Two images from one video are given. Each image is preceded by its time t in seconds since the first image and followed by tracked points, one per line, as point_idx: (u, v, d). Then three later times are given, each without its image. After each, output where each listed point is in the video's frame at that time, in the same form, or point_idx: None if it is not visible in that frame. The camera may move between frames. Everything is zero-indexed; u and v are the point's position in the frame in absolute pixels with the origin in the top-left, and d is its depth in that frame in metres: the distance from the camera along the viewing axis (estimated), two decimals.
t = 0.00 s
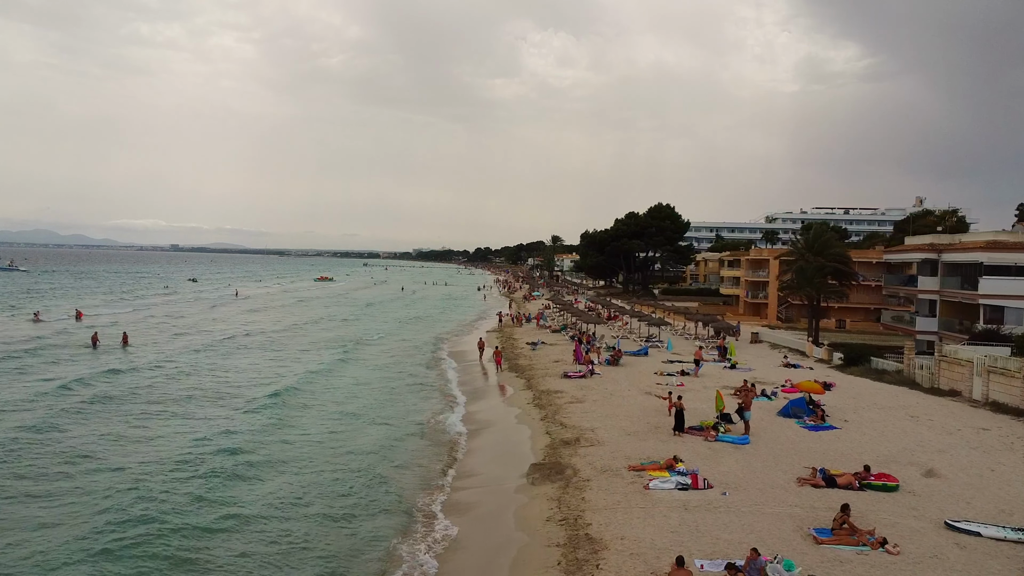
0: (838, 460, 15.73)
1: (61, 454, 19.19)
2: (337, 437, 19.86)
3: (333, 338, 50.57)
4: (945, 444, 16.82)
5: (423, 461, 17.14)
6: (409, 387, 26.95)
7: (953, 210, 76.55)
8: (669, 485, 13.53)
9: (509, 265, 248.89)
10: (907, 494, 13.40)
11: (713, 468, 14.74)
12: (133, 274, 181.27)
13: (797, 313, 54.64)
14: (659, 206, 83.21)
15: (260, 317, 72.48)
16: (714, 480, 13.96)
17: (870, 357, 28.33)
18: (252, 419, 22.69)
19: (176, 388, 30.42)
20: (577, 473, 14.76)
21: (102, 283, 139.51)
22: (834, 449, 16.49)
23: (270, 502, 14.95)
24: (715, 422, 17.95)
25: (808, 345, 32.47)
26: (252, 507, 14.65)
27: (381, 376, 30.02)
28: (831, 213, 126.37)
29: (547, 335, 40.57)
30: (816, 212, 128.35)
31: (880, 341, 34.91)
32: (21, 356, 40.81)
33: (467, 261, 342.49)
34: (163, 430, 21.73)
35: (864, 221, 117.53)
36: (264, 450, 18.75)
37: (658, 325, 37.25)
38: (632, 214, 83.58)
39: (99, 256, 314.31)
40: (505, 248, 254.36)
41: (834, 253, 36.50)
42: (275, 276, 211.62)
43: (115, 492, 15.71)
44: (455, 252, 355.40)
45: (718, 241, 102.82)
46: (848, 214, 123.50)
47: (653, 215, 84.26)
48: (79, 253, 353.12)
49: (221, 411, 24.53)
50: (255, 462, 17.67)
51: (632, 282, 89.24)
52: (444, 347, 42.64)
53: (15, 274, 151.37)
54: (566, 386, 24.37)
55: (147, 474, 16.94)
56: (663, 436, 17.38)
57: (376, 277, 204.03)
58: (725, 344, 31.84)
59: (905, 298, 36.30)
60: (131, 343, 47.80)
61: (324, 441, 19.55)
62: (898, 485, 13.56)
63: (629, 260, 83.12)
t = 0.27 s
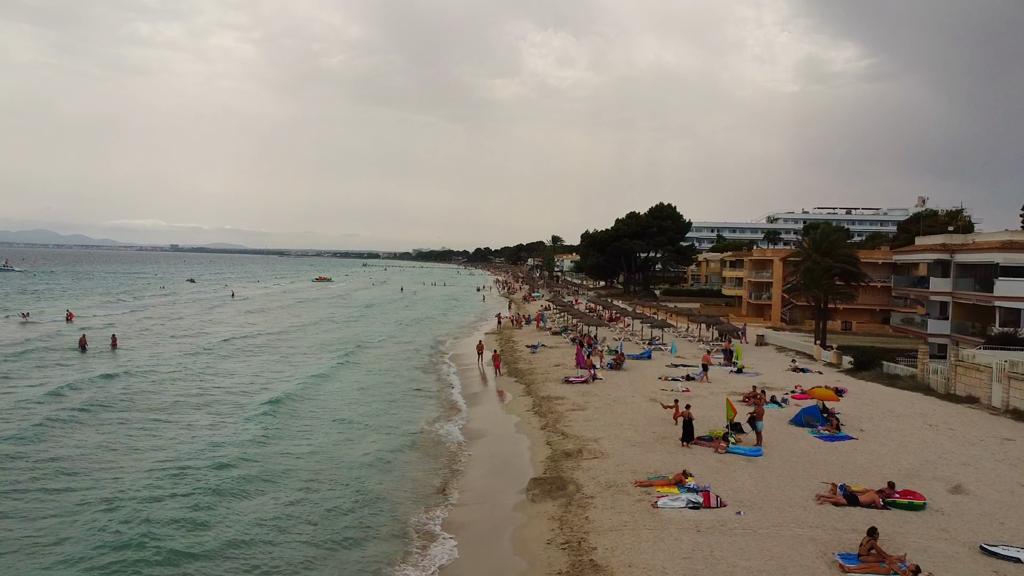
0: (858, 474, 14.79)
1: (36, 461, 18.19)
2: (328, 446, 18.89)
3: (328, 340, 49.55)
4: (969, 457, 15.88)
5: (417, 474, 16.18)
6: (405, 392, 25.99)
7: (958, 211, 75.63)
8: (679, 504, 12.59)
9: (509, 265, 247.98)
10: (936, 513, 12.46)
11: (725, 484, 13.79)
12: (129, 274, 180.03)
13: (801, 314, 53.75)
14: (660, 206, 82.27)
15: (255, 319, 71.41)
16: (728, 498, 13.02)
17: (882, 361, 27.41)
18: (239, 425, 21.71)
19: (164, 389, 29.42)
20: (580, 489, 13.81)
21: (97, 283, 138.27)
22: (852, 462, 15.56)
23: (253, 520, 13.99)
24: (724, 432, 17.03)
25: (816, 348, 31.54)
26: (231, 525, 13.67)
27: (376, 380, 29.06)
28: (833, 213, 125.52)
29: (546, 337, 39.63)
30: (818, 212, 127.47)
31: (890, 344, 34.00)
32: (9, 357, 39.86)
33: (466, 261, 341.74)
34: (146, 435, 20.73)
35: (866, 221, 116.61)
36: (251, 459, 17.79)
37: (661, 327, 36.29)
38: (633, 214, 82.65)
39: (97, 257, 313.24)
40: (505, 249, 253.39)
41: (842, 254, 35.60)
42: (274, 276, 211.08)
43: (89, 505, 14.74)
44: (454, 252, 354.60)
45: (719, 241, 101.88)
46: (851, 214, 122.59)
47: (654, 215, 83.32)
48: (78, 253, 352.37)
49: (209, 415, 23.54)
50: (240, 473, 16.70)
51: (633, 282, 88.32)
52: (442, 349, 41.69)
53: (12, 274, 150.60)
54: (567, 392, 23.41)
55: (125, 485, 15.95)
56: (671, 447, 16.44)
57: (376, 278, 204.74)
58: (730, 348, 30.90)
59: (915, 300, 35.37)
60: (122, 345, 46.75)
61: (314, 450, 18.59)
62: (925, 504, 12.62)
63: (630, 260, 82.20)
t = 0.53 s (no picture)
0: (876, 486, 14.00)
1: (12, 473, 17.33)
2: (318, 456, 18.07)
3: (324, 342, 48.69)
4: (992, 468, 15.07)
5: (410, 487, 15.37)
6: (400, 397, 25.16)
7: (962, 210, 74.85)
8: (688, 522, 11.77)
9: (508, 265, 247.19)
10: (963, 532, 11.64)
11: (737, 499, 12.98)
12: (127, 275, 178.97)
13: (804, 316, 53.02)
14: (661, 205, 81.48)
15: (252, 321, 70.52)
16: (740, 514, 12.22)
17: (892, 365, 26.65)
18: (227, 433, 20.86)
19: (152, 393, 28.53)
20: (583, 504, 13.00)
21: (93, 284, 137.20)
22: (869, 474, 14.76)
23: (235, 538, 13.18)
24: (733, 442, 16.24)
25: (823, 351, 30.76)
26: (212, 543, 12.84)
27: (371, 384, 28.24)
28: (834, 213, 124.81)
29: (546, 339, 38.85)
30: (819, 212, 126.82)
31: (898, 347, 33.26)
32: None
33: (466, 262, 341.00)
34: (130, 444, 19.88)
35: (868, 221, 115.87)
36: (237, 470, 16.96)
37: (664, 329, 35.48)
38: (634, 214, 81.89)
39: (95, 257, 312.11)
40: (505, 249, 252.50)
41: (849, 254, 34.85)
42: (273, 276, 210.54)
43: (64, 522, 13.90)
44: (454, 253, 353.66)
45: (720, 241, 101.13)
46: (852, 214, 121.87)
47: (655, 215, 82.53)
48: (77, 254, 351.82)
49: (196, 421, 22.67)
50: (225, 485, 15.87)
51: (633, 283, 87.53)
52: (440, 352, 40.90)
53: (9, 275, 149.91)
54: (568, 397, 22.59)
55: (103, 500, 15.11)
56: (677, 457, 15.63)
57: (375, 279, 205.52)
58: (736, 350, 30.12)
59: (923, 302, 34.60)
60: (113, 347, 45.82)
61: (303, 460, 17.76)
62: (951, 522, 11.78)
63: (630, 261, 81.44)
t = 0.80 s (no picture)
0: (897, 500, 13.22)
1: None
2: (309, 467, 17.28)
3: (320, 345, 47.86)
4: (1017, 480, 14.31)
5: (405, 500, 14.61)
6: (396, 403, 24.36)
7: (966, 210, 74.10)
8: (700, 541, 10.98)
9: (508, 265, 246.37)
10: (994, 551, 10.87)
11: (750, 515, 12.21)
12: (125, 275, 178.06)
13: (808, 316, 52.26)
14: (662, 205, 80.71)
15: (249, 322, 69.67)
16: (755, 533, 11.43)
17: (903, 368, 25.91)
18: (216, 442, 20.07)
19: (141, 398, 27.72)
20: (586, 521, 12.23)
21: (89, 284, 136.37)
22: (887, 485, 14.01)
23: (218, 557, 12.41)
24: (743, 451, 15.49)
25: (830, 354, 29.99)
26: (192, 564, 12.05)
27: (366, 389, 27.46)
28: (836, 213, 124.01)
29: (546, 341, 38.10)
30: (820, 212, 126.10)
31: (906, 349, 32.53)
32: None
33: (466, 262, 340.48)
34: (114, 454, 19.07)
35: (870, 220, 115.11)
36: (224, 482, 16.18)
37: (667, 331, 34.70)
38: (635, 213, 81.15)
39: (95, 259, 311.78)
40: (505, 249, 251.85)
41: (855, 254, 34.12)
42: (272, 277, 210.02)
43: (37, 541, 13.11)
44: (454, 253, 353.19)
45: (721, 241, 100.37)
46: (854, 214, 121.10)
47: (656, 214, 81.77)
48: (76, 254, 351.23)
49: (185, 429, 21.87)
50: (209, 499, 15.07)
51: (634, 283, 86.77)
52: (438, 354, 40.14)
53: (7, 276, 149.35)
54: (569, 403, 21.80)
55: (80, 516, 14.31)
56: (685, 469, 14.84)
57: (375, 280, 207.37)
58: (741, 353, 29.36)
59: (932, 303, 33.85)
60: (105, 350, 44.99)
61: (293, 471, 16.99)
62: (981, 540, 11.00)
63: (631, 261, 80.70)
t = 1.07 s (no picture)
0: (925, 518, 12.27)
1: None
2: (296, 479, 16.31)
3: (316, 347, 46.93)
4: None
5: (397, 516, 13.70)
6: (391, 410, 23.41)
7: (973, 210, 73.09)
8: (715, 567, 10.02)
9: (508, 265, 245.34)
10: None
11: (768, 535, 11.28)
12: (122, 275, 176.92)
13: (813, 317, 51.43)
14: (664, 204, 79.77)
15: (245, 324, 68.69)
16: (773, 557, 10.49)
17: (917, 372, 24.97)
18: (200, 451, 19.10)
19: (127, 403, 26.75)
20: (591, 542, 11.31)
21: (86, 284, 135.42)
22: (911, 501, 13.07)
23: None
24: (757, 463, 14.55)
25: (839, 357, 29.08)
26: None
27: (360, 394, 26.50)
28: (838, 213, 123.01)
29: (547, 343, 37.16)
30: (823, 212, 125.09)
31: (917, 352, 31.66)
32: None
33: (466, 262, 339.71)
34: (92, 464, 18.09)
35: (874, 221, 114.09)
36: (206, 495, 15.27)
37: (670, 333, 33.75)
38: (636, 213, 80.22)
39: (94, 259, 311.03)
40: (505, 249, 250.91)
41: (865, 254, 33.20)
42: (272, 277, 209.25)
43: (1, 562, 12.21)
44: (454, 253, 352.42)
45: (724, 241, 99.37)
46: (857, 214, 120.04)
47: (658, 214, 80.82)
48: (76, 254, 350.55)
49: (169, 437, 20.90)
50: (187, 516, 14.08)
51: (635, 284, 85.83)
52: (436, 357, 39.20)
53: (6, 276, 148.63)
54: (571, 409, 20.83)
55: (48, 535, 13.36)
56: (695, 482, 13.89)
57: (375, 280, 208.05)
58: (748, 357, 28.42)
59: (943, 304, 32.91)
60: (96, 352, 44.02)
61: (280, 483, 16.04)
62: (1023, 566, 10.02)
63: (632, 261, 79.77)
